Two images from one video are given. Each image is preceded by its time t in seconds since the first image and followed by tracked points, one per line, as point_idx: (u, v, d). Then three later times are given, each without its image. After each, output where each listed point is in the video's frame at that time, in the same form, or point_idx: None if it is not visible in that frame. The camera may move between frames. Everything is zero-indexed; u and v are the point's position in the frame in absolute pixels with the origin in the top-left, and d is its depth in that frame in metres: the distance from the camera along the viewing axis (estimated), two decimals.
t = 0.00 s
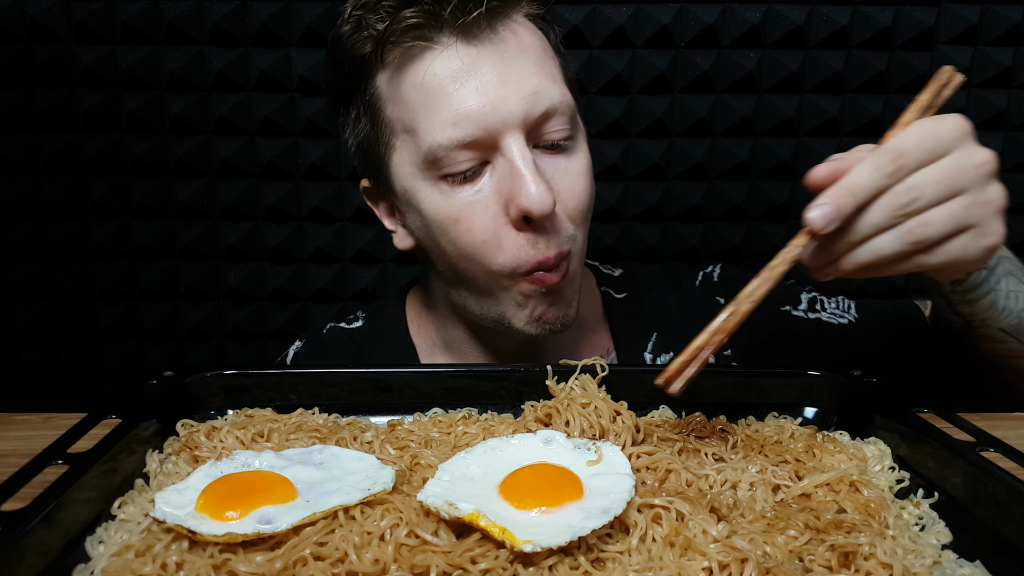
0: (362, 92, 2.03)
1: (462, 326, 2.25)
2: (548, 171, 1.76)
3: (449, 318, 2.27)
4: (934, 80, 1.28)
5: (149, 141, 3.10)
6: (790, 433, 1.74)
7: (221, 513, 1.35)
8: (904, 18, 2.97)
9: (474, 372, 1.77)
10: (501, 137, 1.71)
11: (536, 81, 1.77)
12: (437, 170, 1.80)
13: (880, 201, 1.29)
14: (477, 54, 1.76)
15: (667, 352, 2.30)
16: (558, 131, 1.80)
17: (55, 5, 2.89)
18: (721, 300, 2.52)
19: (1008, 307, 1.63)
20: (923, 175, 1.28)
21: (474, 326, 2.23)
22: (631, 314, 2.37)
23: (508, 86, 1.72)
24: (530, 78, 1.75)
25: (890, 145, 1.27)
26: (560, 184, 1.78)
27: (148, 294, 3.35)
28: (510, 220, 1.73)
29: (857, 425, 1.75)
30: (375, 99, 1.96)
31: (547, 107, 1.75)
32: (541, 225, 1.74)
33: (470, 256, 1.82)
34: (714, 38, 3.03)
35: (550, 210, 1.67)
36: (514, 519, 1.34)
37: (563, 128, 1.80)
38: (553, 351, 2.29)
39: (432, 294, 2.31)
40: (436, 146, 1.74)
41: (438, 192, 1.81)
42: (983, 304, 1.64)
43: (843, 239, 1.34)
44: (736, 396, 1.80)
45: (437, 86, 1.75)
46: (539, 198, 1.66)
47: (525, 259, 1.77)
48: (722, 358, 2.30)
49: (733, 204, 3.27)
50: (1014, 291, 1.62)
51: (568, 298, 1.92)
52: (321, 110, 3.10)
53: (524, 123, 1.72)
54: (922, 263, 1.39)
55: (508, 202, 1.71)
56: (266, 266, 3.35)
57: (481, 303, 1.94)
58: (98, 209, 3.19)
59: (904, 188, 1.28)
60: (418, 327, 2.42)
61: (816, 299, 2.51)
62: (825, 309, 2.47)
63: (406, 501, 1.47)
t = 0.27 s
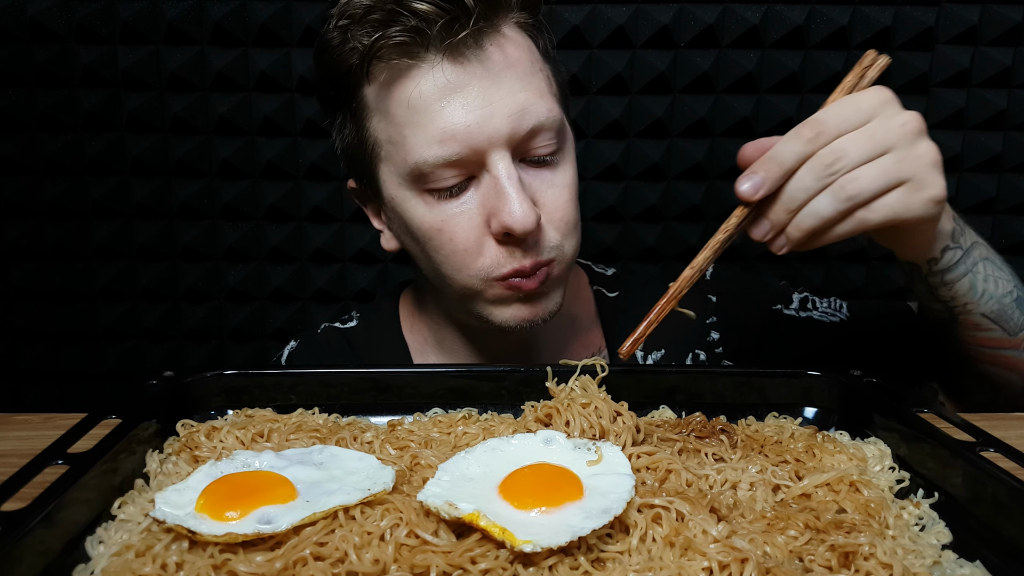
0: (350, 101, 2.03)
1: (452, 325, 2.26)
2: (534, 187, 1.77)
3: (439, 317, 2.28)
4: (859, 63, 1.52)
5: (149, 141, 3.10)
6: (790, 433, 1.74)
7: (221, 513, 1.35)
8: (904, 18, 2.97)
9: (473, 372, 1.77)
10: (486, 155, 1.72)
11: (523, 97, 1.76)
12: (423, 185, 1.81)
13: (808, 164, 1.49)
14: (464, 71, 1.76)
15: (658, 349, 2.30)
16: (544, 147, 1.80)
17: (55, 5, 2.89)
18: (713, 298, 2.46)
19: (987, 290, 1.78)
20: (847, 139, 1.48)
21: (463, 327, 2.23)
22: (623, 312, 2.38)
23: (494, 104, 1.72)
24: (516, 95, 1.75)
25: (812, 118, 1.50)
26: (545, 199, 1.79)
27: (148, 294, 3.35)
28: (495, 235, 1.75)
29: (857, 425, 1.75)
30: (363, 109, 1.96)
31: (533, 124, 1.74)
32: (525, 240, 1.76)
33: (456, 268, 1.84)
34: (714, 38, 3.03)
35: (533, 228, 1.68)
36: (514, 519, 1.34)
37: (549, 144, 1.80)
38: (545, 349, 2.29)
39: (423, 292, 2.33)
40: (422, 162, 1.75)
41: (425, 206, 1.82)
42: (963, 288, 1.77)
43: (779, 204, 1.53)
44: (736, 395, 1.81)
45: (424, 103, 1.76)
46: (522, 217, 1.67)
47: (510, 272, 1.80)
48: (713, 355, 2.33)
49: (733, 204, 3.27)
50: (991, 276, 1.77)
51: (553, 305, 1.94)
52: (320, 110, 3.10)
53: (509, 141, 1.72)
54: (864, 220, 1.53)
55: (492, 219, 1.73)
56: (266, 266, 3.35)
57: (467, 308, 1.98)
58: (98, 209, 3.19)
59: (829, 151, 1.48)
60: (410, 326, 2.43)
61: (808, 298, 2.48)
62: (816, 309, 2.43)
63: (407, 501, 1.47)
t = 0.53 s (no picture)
0: (356, 97, 2.04)
1: (454, 324, 2.26)
2: (539, 183, 1.77)
3: (442, 315, 2.28)
4: (792, 113, 1.58)
5: (149, 141, 3.10)
6: (790, 433, 1.74)
7: (221, 513, 1.35)
8: (904, 18, 2.97)
9: (474, 372, 1.78)
10: (491, 150, 1.72)
11: (528, 93, 1.77)
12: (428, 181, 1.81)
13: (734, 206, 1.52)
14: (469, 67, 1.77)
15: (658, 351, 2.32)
16: (549, 143, 1.80)
17: (55, 5, 2.89)
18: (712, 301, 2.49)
19: (967, 312, 1.79)
20: (773, 181, 1.49)
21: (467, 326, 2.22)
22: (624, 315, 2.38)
23: (499, 99, 1.73)
24: (521, 91, 1.75)
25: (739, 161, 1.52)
26: (550, 195, 1.79)
27: (148, 294, 3.35)
28: (499, 230, 1.74)
29: (857, 425, 1.75)
30: (368, 106, 1.97)
31: (538, 120, 1.75)
32: (530, 236, 1.75)
33: (460, 264, 1.84)
34: (714, 38, 3.03)
35: (538, 223, 1.68)
36: (514, 519, 1.34)
37: (554, 140, 1.80)
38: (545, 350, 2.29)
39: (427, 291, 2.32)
40: (426, 157, 1.75)
41: (430, 201, 1.82)
42: (942, 315, 1.79)
43: (711, 246, 1.55)
44: (736, 395, 1.81)
45: (429, 98, 1.76)
46: (527, 211, 1.66)
47: (514, 268, 1.79)
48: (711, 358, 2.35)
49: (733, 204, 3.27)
50: (973, 298, 1.79)
51: (546, 309, 1.96)
52: (320, 109, 3.10)
53: (514, 137, 1.72)
54: (799, 260, 1.54)
55: (496, 214, 1.73)
56: (266, 266, 3.35)
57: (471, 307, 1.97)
58: (98, 209, 3.19)
59: (756, 193, 1.50)
60: (413, 325, 2.43)
61: (810, 301, 2.45)
62: (818, 313, 2.41)
63: (406, 501, 1.47)
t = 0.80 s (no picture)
0: (352, 93, 2.04)
1: (453, 324, 2.26)
2: (532, 181, 1.77)
3: (442, 315, 2.28)
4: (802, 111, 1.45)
5: (149, 141, 3.10)
6: (790, 433, 1.74)
7: (221, 513, 1.35)
8: (904, 18, 2.97)
9: (473, 372, 1.78)
10: (483, 148, 1.72)
11: (523, 91, 1.77)
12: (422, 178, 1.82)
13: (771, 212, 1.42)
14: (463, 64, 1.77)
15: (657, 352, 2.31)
16: (544, 142, 1.79)
17: (55, 5, 2.89)
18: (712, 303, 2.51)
19: (973, 313, 1.75)
20: (807, 182, 1.42)
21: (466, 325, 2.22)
22: (625, 316, 2.38)
23: (493, 97, 1.73)
24: (516, 89, 1.75)
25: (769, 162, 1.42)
26: (543, 194, 1.78)
27: (148, 294, 3.35)
28: (491, 228, 1.75)
29: (857, 425, 1.75)
30: (364, 102, 1.97)
31: (532, 118, 1.74)
32: (523, 234, 1.76)
33: (453, 261, 1.85)
34: (714, 38, 3.03)
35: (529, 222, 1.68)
36: (514, 519, 1.34)
37: (549, 139, 1.80)
38: (546, 350, 2.29)
39: (426, 290, 2.33)
40: (420, 154, 1.76)
41: (423, 198, 1.83)
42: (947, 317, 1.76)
43: (748, 256, 1.42)
44: (736, 396, 1.81)
45: (423, 96, 1.77)
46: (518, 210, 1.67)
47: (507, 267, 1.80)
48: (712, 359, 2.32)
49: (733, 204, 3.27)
50: (976, 299, 1.75)
51: (553, 306, 1.95)
52: (321, 109, 3.10)
53: (507, 135, 1.72)
54: (837, 263, 1.49)
55: (489, 212, 1.73)
56: (266, 266, 3.35)
57: (467, 304, 1.98)
58: (98, 209, 3.19)
59: (791, 197, 1.41)
60: (413, 325, 2.44)
61: (811, 300, 2.45)
62: (819, 311, 2.41)
63: (406, 501, 1.47)
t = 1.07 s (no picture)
0: (356, 98, 2.03)
1: (453, 323, 2.25)
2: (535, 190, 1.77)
3: (443, 314, 2.27)
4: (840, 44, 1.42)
5: (149, 141, 3.10)
6: (790, 433, 1.74)
7: (221, 513, 1.35)
8: (904, 18, 2.97)
9: (473, 372, 1.78)
10: (488, 157, 1.72)
11: (528, 100, 1.77)
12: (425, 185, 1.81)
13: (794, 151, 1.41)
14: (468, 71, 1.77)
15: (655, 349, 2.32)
16: (548, 150, 1.79)
17: (55, 5, 2.89)
18: (710, 297, 2.49)
19: (976, 283, 1.75)
20: (834, 122, 1.40)
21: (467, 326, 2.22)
22: (621, 314, 2.41)
23: (498, 106, 1.72)
24: (521, 97, 1.75)
25: (801, 98, 1.40)
26: (546, 203, 1.79)
27: (148, 294, 3.36)
28: (495, 236, 1.75)
29: (857, 425, 1.75)
30: (367, 106, 1.97)
31: (537, 127, 1.74)
32: (526, 243, 1.76)
33: (456, 268, 1.85)
34: (714, 38, 3.03)
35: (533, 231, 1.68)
36: (514, 519, 1.34)
37: (553, 147, 1.80)
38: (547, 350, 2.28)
39: (426, 290, 2.32)
40: (423, 161, 1.76)
41: (427, 205, 1.83)
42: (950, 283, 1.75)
43: (769, 193, 1.46)
44: (736, 395, 1.81)
45: (428, 103, 1.76)
46: (523, 219, 1.67)
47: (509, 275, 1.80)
48: (708, 354, 2.34)
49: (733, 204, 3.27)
50: (979, 270, 1.75)
51: (553, 313, 1.96)
52: (321, 110, 3.10)
53: (512, 144, 1.72)
54: (851, 208, 1.45)
55: (492, 220, 1.73)
56: (266, 266, 3.35)
57: (469, 309, 1.99)
58: (98, 209, 3.19)
59: (816, 135, 1.40)
60: (413, 325, 2.43)
61: (806, 296, 2.53)
62: (814, 307, 2.48)
63: (406, 501, 1.47)
